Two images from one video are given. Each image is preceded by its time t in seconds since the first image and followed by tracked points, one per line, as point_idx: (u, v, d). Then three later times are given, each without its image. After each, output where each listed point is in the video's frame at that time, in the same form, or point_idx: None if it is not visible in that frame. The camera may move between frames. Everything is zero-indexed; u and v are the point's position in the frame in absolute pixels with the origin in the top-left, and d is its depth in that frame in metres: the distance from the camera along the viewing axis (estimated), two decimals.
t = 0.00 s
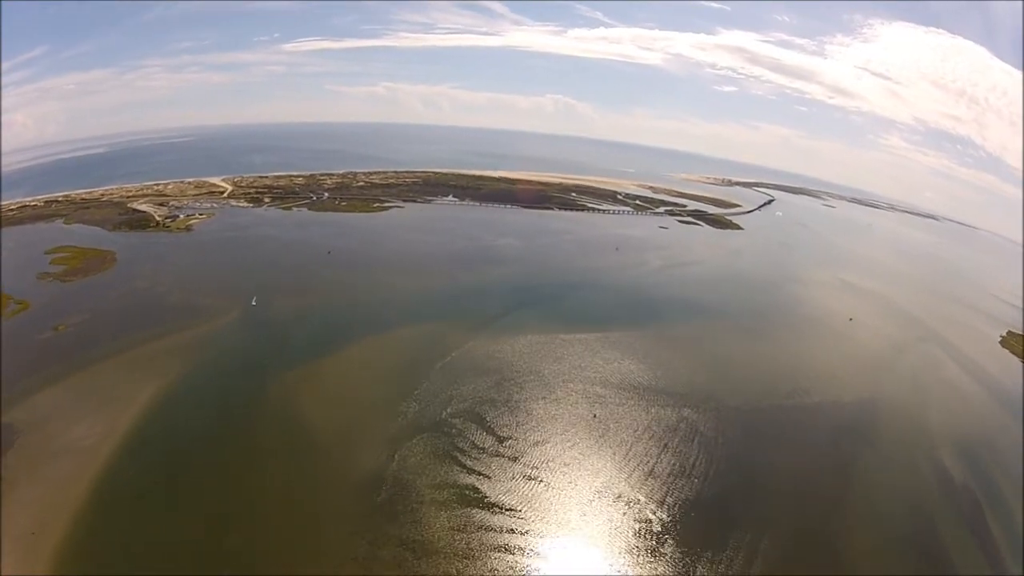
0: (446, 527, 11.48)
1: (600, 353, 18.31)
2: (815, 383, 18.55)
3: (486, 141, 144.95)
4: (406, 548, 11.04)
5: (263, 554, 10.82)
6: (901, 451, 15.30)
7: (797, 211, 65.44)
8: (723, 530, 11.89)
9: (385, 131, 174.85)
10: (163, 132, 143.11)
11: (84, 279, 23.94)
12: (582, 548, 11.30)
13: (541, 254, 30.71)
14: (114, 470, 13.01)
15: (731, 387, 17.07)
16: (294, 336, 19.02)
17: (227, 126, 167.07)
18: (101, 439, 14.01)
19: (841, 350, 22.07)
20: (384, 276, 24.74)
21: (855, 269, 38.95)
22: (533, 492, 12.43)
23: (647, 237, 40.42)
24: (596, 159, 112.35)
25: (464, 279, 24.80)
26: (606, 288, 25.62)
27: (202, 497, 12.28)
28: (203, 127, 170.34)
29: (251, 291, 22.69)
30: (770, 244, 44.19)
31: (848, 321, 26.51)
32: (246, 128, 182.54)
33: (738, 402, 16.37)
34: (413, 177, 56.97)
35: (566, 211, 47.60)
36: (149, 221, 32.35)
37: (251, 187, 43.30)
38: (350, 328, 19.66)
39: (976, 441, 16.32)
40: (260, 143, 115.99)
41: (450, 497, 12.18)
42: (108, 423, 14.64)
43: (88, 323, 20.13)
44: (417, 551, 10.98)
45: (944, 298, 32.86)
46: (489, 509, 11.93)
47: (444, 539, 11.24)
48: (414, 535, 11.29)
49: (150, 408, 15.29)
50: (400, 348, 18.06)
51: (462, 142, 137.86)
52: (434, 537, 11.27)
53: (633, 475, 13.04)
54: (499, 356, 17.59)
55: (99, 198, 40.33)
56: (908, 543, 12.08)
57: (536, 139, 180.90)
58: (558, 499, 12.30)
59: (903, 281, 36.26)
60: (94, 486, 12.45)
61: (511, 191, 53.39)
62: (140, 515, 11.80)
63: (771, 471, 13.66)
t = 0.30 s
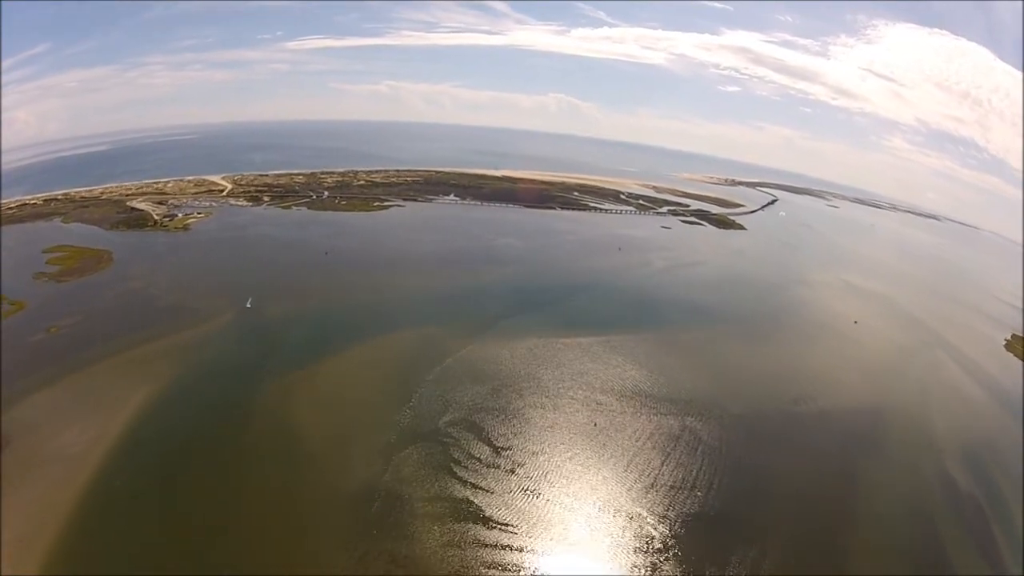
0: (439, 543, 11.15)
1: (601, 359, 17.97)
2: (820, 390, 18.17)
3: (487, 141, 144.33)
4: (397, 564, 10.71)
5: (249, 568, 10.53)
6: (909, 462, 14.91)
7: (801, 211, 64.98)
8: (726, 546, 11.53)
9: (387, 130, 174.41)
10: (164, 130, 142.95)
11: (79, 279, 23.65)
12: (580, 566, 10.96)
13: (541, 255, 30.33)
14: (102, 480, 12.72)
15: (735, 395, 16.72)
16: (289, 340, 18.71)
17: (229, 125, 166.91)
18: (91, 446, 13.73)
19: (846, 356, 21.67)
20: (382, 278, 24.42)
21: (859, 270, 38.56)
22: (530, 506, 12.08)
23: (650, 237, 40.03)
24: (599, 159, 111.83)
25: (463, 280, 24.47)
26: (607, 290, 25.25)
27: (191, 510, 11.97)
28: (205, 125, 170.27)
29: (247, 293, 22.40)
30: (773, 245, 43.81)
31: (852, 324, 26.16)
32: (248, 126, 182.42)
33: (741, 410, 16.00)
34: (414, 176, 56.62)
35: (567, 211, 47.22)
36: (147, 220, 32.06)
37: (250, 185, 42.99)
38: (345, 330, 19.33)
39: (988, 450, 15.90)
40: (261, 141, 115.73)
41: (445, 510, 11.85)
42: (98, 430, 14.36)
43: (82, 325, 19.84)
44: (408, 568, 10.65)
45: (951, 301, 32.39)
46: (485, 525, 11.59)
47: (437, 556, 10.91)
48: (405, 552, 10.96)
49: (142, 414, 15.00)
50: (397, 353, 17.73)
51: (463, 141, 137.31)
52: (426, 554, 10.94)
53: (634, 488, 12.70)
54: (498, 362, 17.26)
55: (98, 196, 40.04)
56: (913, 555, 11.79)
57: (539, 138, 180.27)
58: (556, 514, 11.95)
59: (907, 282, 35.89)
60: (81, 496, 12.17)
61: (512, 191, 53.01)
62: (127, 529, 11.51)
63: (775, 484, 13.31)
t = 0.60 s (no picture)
0: (434, 561, 10.83)
1: (604, 365, 17.56)
2: (828, 397, 17.72)
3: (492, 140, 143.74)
4: None
5: None
6: (920, 474, 14.45)
7: (806, 211, 64.42)
8: (731, 566, 11.17)
9: (391, 129, 174.14)
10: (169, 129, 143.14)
11: (77, 280, 23.42)
12: None
13: (544, 255, 29.90)
14: (90, 490, 12.35)
15: (741, 403, 16.28)
16: (285, 342, 18.38)
17: (234, 123, 167.11)
18: (82, 453, 13.39)
19: (855, 362, 21.17)
20: (381, 279, 24.02)
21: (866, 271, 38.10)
22: (530, 522, 11.71)
23: (654, 237, 39.62)
24: (603, 158, 111.29)
25: (464, 281, 24.15)
26: (611, 292, 24.81)
27: (179, 527, 11.55)
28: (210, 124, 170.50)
29: (244, 294, 22.10)
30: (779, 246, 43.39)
31: (858, 328, 25.73)
32: (253, 125, 182.58)
33: (748, 420, 15.55)
34: (417, 175, 56.25)
35: (571, 211, 46.82)
36: (147, 220, 31.85)
37: (252, 184, 42.71)
38: (343, 334, 18.97)
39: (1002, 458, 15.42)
40: (265, 139, 115.73)
41: (440, 526, 11.50)
42: (89, 436, 14.06)
43: (78, 327, 19.60)
44: None
45: (960, 303, 31.81)
46: (482, 542, 11.23)
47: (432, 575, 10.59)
48: (399, 570, 10.64)
49: (134, 420, 14.69)
50: (395, 358, 17.32)
51: (468, 140, 136.79)
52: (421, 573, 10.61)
53: (636, 503, 12.32)
54: (499, 368, 16.87)
55: (100, 195, 39.90)
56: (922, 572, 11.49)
57: (543, 137, 179.79)
58: (556, 532, 11.59)
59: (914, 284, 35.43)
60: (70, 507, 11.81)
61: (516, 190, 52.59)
62: (112, 544, 11.15)
63: (780, 497, 12.92)
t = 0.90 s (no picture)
0: None
1: (606, 371, 17.18)
2: (836, 404, 17.29)
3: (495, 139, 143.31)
4: None
5: None
6: (932, 485, 14.00)
7: (811, 211, 63.85)
8: None
9: (395, 129, 173.86)
10: (173, 129, 143.38)
11: (73, 282, 23.17)
12: None
13: (546, 257, 29.54)
14: (77, 501, 12.08)
15: (748, 410, 15.87)
16: (280, 349, 18.09)
17: (237, 123, 167.14)
18: (70, 462, 13.12)
19: (863, 367, 20.74)
20: (381, 282, 23.72)
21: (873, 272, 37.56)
22: (529, 538, 11.35)
23: (657, 238, 39.21)
24: (606, 157, 110.74)
25: (464, 284, 23.81)
26: (613, 295, 24.44)
27: (166, 542, 11.27)
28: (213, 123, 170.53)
29: (241, 298, 21.84)
30: (783, 247, 42.90)
31: (866, 332, 25.27)
32: (256, 124, 182.62)
33: (755, 428, 15.13)
34: (419, 175, 55.94)
35: (573, 211, 46.43)
36: (146, 221, 31.63)
37: (252, 184, 42.50)
38: (340, 339, 18.67)
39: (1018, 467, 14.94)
40: (266, 138, 115.02)
41: (436, 542, 11.18)
42: (80, 444, 13.81)
43: (72, 332, 19.36)
44: None
45: (969, 305, 31.28)
46: (479, 559, 10.89)
47: None
48: None
49: (125, 428, 14.41)
50: (394, 364, 17.02)
51: (471, 139, 136.40)
52: None
53: (639, 517, 11.96)
54: (499, 374, 16.52)
55: (100, 195, 39.69)
56: None
57: (546, 136, 179.38)
58: (556, 549, 11.22)
59: (922, 285, 34.90)
60: (55, 519, 11.53)
61: (518, 190, 52.25)
62: (97, 556, 10.87)
63: (787, 510, 12.54)
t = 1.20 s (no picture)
0: None
1: (612, 378, 16.84)
2: (847, 410, 16.85)
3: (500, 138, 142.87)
4: None
5: None
6: (948, 497, 13.54)
7: (820, 211, 63.04)
8: None
9: (400, 128, 173.50)
10: (179, 129, 143.78)
11: (73, 285, 23.02)
12: None
13: (550, 258, 29.14)
14: (71, 509, 11.95)
15: (756, 419, 15.52)
16: (279, 354, 17.85)
17: (243, 123, 167.53)
18: (64, 468, 12.95)
19: (873, 372, 20.28)
20: (382, 285, 23.41)
21: (884, 273, 36.93)
22: (531, 554, 11.03)
23: (663, 239, 38.74)
24: (611, 156, 109.99)
25: (466, 287, 23.46)
26: (618, 298, 24.02)
27: (157, 552, 11.15)
28: (219, 123, 170.92)
29: (241, 301, 21.61)
30: (792, 247, 42.31)
31: (877, 335, 24.73)
32: (262, 124, 182.93)
33: (763, 438, 14.78)
34: (423, 175, 55.62)
35: (578, 211, 45.99)
36: (147, 222, 31.50)
37: (256, 185, 42.32)
38: (339, 344, 18.43)
39: None
40: (271, 138, 115.02)
41: (435, 558, 10.90)
42: (74, 450, 13.62)
43: (71, 336, 19.18)
44: None
45: (982, 307, 30.65)
46: None
47: None
48: None
49: (121, 435, 14.24)
50: (394, 371, 16.82)
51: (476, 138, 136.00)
52: None
53: (645, 531, 11.60)
54: (502, 382, 16.21)
55: (103, 196, 39.63)
56: None
57: (551, 135, 178.68)
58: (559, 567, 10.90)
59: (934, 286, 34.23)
60: (49, 526, 11.45)
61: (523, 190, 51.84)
62: (92, 562, 10.83)
63: (797, 524, 12.16)
